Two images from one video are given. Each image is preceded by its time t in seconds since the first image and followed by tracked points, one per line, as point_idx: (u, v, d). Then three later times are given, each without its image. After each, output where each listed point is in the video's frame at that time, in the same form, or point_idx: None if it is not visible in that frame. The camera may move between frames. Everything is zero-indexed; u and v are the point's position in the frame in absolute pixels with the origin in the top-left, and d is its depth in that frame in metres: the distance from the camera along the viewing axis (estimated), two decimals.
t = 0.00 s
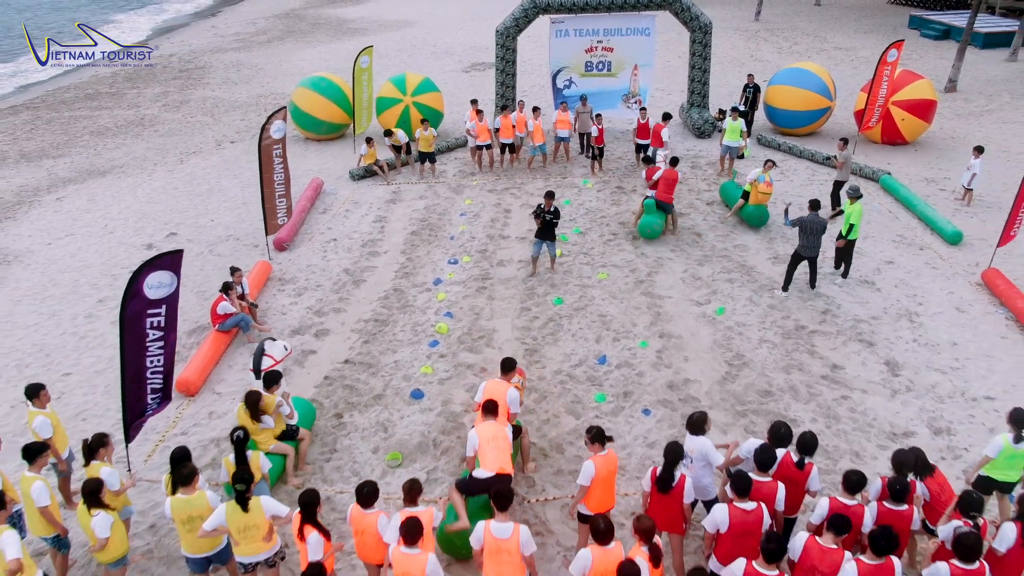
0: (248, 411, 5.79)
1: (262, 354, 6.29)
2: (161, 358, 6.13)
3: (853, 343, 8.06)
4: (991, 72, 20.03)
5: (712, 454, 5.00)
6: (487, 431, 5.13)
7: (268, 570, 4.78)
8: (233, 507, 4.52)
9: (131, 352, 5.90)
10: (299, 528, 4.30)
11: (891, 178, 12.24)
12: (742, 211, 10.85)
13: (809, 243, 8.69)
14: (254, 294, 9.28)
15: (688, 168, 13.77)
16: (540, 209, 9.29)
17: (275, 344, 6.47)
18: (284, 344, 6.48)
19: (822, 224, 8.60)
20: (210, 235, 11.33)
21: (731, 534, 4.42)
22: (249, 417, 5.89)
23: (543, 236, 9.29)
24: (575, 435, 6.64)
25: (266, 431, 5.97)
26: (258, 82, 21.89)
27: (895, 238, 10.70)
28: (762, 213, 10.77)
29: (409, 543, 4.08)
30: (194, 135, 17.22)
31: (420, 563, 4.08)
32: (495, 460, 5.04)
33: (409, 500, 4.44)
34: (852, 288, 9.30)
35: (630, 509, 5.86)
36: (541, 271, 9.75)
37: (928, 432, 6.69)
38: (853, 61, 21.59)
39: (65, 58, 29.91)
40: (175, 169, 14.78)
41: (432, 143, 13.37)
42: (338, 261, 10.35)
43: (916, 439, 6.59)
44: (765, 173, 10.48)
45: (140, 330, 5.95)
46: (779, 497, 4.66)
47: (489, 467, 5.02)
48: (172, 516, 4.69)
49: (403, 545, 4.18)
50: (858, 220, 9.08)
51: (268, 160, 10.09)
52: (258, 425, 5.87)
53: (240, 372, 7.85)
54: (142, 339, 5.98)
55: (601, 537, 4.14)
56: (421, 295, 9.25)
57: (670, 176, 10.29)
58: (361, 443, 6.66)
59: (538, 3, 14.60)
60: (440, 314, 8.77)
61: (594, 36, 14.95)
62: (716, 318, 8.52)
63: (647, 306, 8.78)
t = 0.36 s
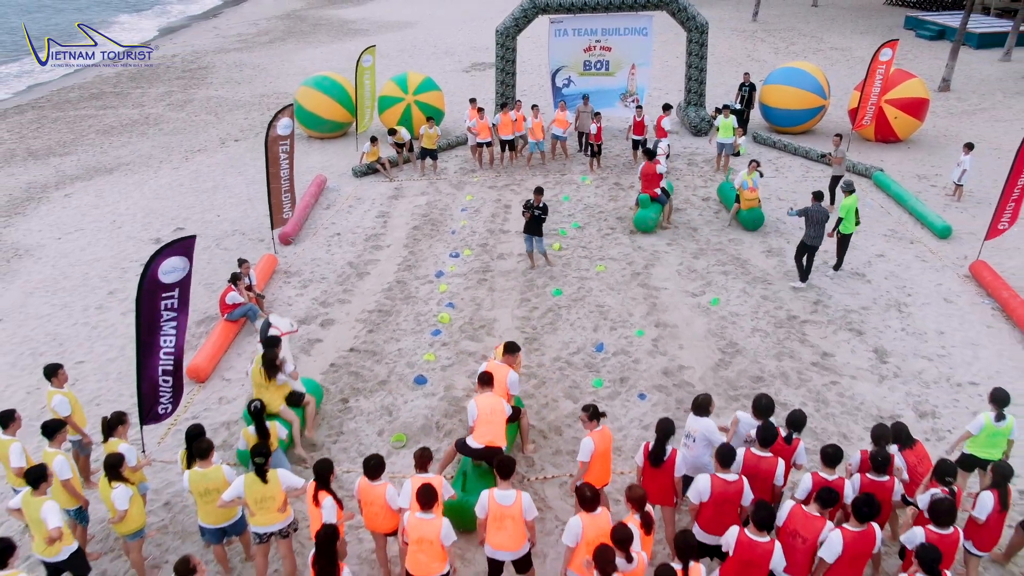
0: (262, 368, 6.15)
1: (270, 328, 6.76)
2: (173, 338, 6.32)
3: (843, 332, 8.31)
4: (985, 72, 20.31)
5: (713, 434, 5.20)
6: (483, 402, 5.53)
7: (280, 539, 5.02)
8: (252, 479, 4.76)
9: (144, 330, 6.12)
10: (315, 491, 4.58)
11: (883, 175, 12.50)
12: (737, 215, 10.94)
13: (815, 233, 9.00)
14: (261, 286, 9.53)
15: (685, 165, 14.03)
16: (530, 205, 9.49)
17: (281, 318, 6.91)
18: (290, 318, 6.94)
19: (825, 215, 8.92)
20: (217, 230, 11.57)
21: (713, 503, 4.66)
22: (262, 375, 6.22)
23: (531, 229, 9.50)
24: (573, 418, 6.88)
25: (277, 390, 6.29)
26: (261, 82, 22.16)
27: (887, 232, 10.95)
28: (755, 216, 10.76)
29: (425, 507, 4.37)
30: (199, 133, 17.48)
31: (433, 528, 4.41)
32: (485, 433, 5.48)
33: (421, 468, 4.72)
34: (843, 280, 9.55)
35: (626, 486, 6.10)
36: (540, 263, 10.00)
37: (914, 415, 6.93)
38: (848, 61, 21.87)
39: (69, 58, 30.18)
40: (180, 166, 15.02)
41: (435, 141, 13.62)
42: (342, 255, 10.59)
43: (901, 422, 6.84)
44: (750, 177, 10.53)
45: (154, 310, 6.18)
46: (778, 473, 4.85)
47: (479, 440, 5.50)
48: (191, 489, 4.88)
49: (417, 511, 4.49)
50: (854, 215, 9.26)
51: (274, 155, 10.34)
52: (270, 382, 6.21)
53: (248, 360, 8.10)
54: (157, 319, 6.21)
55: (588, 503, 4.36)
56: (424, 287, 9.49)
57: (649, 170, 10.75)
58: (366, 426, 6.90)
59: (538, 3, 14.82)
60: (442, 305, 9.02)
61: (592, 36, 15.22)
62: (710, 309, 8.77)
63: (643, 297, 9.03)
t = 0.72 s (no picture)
0: (279, 358, 6.43)
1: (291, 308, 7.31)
2: (185, 324, 6.59)
3: (833, 319, 8.58)
4: (978, 71, 20.61)
5: (724, 417, 5.35)
6: (456, 374, 5.91)
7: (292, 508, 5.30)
8: (268, 449, 5.01)
9: (159, 317, 6.35)
10: (336, 449, 4.96)
11: (875, 171, 12.75)
12: (737, 213, 11.04)
13: (814, 226, 9.25)
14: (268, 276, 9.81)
15: (681, 160, 14.32)
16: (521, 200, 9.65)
17: (302, 300, 7.42)
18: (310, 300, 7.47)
19: (823, 207, 9.18)
20: (223, 224, 11.84)
21: (691, 471, 4.90)
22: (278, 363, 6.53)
23: (524, 225, 9.64)
24: (571, 399, 7.16)
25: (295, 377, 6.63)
26: (264, 81, 22.45)
27: (878, 225, 11.22)
28: (757, 215, 10.90)
29: (439, 472, 4.63)
30: (204, 131, 17.75)
31: (447, 492, 4.65)
32: (464, 402, 5.82)
33: (421, 443, 4.99)
34: (834, 270, 9.82)
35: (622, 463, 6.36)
36: (540, 255, 10.28)
37: (899, 397, 7.20)
38: (844, 61, 22.16)
39: (73, 58, 30.47)
40: (186, 163, 15.30)
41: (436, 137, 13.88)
42: (346, 247, 10.86)
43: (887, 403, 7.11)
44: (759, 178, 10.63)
45: (168, 297, 6.42)
46: (773, 443, 5.03)
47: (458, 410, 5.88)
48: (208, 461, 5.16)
49: (431, 478, 4.73)
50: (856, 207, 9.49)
51: (281, 150, 10.62)
52: (285, 369, 6.52)
53: (257, 346, 8.36)
54: (169, 306, 6.44)
55: (558, 474, 4.51)
56: (426, 278, 9.76)
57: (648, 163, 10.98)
58: (372, 407, 7.16)
59: (537, 3, 15.07)
60: (444, 294, 9.30)
61: (591, 35, 15.48)
62: (704, 297, 9.04)
63: (639, 286, 9.30)
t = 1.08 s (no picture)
0: (287, 325, 6.82)
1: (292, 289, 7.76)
2: (200, 311, 6.84)
3: (823, 309, 8.85)
4: (971, 71, 20.91)
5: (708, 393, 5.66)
6: (471, 358, 6.10)
7: (302, 483, 5.53)
8: (280, 425, 5.26)
9: (174, 302, 6.66)
10: (354, 418, 5.37)
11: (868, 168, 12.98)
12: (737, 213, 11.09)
13: (815, 222, 9.56)
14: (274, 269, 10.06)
15: (678, 158, 14.60)
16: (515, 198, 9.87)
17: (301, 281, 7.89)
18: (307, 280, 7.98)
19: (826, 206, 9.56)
20: (229, 219, 12.10)
21: (677, 446, 5.19)
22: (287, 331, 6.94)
23: (517, 221, 9.88)
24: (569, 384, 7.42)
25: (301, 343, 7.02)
26: (266, 82, 22.74)
27: (869, 220, 11.49)
28: (755, 216, 10.93)
29: (447, 446, 4.88)
30: (208, 130, 18.02)
31: (455, 465, 4.92)
32: (472, 388, 6.07)
33: (433, 418, 5.22)
34: (825, 263, 10.09)
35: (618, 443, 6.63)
36: (539, 249, 10.55)
37: (886, 382, 7.47)
38: (839, 61, 22.46)
39: (75, 59, 30.76)
40: (191, 161, 15.57)
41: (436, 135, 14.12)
42: (350, 242, 11.12)
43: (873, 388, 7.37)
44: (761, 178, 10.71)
45: (183, 284, 6.71)
46: (755, 417, 5.33)
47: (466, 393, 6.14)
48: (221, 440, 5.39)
49: (439, 452, 4.99)
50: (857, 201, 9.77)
51: (286, 146, 10.89)
52: (293, 335, 6.91)
53: (264, 336, 8.61)
54: (185, 293, 6.74)
55: (552, 444, 4.78)
56: (428, 271, 10.02)
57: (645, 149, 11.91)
58: (377, 393, 7.42)
59: (536, 4, 15.36)
60: (446, 286, 9.56)
61: (589, 35, 15.76)
62: (699, 289, 9.30)
63: (636, 278, 9.57)
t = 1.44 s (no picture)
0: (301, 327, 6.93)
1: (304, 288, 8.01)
2: (209, 301, 7.05)
3: (815, 303, 9.09)
4: (965, 74, 21.20)
5: (689, 369, 5.98)
6: (472, 329, 6.53)
7: (310, 465, 5.76)
8: (290, 407, 5.51)
9: (185, 291, 6.86)
10: (364, 398, 5.66)
11: (863, 169, 13.17)
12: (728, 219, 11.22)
13: (814, 220, 9.76)
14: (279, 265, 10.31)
15: (674, 158, 14.87)
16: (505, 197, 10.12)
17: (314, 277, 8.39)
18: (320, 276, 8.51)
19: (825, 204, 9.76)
20: (234, 218, 12.35)
21: (671, 428, 5.42)
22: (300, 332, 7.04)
23: (507, 219, 10.11)
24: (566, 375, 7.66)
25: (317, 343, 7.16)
26: (269, 85, 23.02)
27: (861, 219, 11.74)
28: (747, 219, 11.02)
29: (446, 427, 5.11)
30: (212, 132, 18.28)
31: (455, 445, 5.14)
32: (475, 357, 6.49)
33: (433, 402, 5.44)
34: (818, 259, 10.32)
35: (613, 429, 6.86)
36: (538, 246, 10.79)
37: (874, 372, 7.70)
38: (835, 65, 22.75)
39: (78, 63, 31.08)
40: (196, 162, 15.82)
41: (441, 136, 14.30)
42: (352, 239, 11.37)
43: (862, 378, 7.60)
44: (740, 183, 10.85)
45: (192, 275, 6.93)
46: (733, 398, 5.59)
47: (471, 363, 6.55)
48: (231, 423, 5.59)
49: (439, 433, 5.20)
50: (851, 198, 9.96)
51: (291, 146, 11.14)
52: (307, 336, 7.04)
53: (270, 329, 8.84)
54: (194, 283, 6.95)
55: (554, 421, 5.03)
56: (430, 267, 10.26)
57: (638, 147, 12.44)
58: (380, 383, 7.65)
59: (536, 8, 15.63)
60: (447, 281, 9.81)
61: (587, 38, 16.03)
62: (693, 284, 9.54)
63: (632, 274, 9.81)
